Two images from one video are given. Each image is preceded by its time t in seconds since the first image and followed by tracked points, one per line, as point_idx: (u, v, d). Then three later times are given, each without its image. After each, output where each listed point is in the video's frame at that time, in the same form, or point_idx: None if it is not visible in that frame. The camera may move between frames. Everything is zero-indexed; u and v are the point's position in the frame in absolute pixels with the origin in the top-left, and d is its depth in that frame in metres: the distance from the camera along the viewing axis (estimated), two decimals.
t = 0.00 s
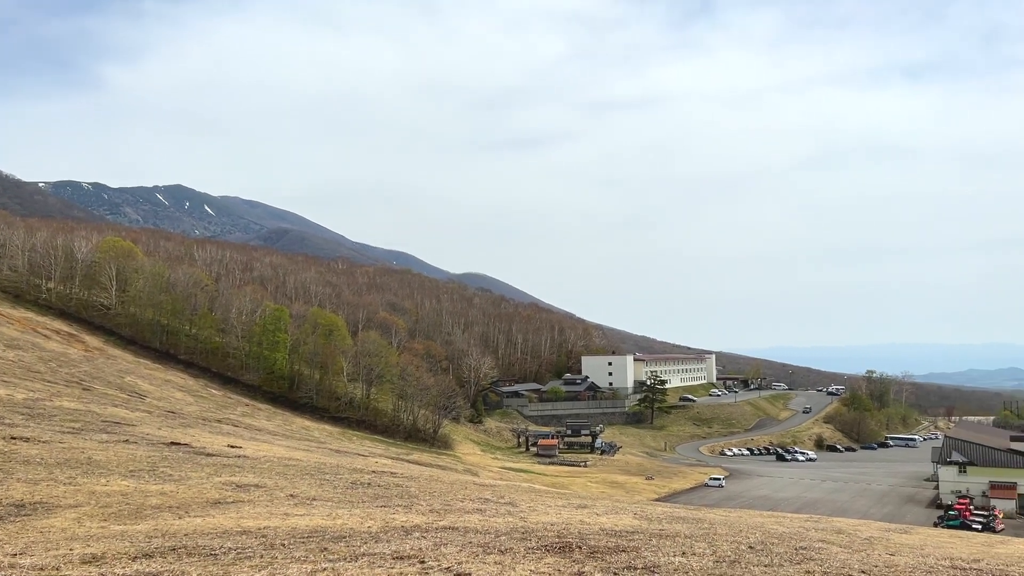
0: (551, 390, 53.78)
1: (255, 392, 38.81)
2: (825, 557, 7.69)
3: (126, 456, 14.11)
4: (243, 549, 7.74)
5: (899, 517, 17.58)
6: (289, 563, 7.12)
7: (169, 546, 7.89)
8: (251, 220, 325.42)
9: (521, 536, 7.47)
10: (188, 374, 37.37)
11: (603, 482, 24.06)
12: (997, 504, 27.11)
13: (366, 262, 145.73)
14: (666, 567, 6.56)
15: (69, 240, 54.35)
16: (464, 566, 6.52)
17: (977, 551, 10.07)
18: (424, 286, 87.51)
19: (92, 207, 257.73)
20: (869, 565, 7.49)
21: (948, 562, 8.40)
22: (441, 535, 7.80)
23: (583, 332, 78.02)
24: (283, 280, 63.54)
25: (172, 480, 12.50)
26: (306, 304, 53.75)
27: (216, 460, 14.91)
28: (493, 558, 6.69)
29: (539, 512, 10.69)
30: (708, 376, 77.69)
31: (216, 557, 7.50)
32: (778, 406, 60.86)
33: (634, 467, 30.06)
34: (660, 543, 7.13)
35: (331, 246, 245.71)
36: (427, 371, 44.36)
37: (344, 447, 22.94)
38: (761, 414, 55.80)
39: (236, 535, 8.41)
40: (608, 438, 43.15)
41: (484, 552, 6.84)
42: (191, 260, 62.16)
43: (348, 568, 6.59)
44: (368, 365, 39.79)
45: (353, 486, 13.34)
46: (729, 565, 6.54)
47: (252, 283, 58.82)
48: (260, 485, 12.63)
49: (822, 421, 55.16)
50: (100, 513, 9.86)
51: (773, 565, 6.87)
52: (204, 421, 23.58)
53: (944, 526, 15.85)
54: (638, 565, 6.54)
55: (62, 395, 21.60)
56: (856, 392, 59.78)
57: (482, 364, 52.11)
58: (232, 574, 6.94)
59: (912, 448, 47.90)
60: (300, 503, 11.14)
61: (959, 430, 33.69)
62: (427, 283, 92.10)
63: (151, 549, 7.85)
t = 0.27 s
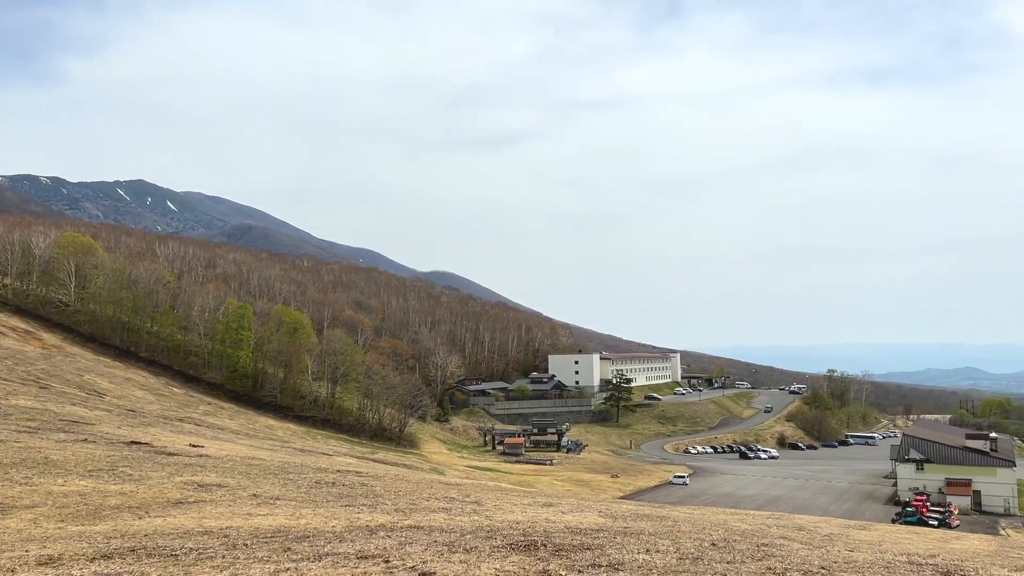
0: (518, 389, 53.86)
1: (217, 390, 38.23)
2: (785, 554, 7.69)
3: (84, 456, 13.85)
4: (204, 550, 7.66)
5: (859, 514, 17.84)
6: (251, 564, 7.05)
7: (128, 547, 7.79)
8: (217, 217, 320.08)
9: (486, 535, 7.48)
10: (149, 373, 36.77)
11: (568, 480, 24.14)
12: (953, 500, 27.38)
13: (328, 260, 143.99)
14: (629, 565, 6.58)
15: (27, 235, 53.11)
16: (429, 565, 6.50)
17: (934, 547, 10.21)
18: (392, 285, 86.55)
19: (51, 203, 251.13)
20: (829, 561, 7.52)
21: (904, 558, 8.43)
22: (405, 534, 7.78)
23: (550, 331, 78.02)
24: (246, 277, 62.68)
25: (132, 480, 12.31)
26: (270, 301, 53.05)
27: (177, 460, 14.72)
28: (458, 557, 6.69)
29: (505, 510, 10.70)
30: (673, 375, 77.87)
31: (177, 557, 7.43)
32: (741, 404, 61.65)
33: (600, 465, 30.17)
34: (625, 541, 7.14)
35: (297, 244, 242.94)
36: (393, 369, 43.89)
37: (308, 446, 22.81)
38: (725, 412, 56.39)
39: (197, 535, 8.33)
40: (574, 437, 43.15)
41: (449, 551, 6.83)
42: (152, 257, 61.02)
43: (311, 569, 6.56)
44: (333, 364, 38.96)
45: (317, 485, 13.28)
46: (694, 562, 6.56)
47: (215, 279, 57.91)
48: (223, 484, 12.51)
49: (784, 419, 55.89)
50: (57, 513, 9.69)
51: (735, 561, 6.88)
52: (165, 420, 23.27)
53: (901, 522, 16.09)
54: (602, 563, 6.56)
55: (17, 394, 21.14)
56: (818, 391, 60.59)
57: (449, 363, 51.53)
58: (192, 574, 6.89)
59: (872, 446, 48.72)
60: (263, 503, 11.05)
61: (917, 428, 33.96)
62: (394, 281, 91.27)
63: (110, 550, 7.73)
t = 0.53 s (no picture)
0: (482, 388, 53.83)
1: (175, 388, 37.59)
2: (744, 550, 7.60)
3: (36, 456, 13.55)
4: (160, 550, 7.57)
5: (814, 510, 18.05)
6: (209, 564, 6.98)
7: (82, 549, 7.65)
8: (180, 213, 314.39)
9: (448, 533, 7.49)
10: (104, 371, 36.02)
11: (532, 478, 24.17)
12: (907, 496, 27.78)
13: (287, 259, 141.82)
14: (590, 562, 6.61)
15: None
16: (390, 564, 6.49)
17: (890, 541, 10.32)
18: (355, 283, 85.42)
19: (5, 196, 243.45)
20: (787, 555, 7.51)
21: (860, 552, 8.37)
22: (366, 534, 7.78)
23: (515, 330, 78.01)
24: (206, 274, 61.76)
25: (86, 480, 12.08)
26: (230, 298, 52.31)
27: (134, 459, 14.46)
28: (419, 555, 6.68)
29: (467, 509, 10.72)
30: (636, 373, 78.62)
31: (132, 557, 7.34)
32: (702, 403, 62.44)
33: (563, 464, 30.22)
34: (586, 537, 7.17)
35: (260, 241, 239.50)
36: (355, 368, 44.13)
37: (269, 445, 22.63)
38: (686, 410, 57.08)
39: (153, 535, 8.25)
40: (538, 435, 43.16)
41: (411, 549, 6.82)
42: (109, 253, 59.63)
43: (271, 569, 6.52)
44: (294, 362, 38.96)
45: (278, 485, 13.19)
46: (654, 558, 6.58)
47: (173, 276, 56.88)
48: (181, 484, 12.38)
49: (744, 418, 56.66)
50: (9, 514, 9.48)
51: (695, 557, 6.83)
52: (121, 419, 22.89)
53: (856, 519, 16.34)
54: (563, 560, 6.58)
55: None
56: (777, 390, 61.60)
57: (413, 362, 51.44)
58: None
59: (829, 443, 49.42)
60: (221, 502, 10.94)
61: (874, 426, 34.33)
62: (357, 279, 90.22)
63: (63, 551, 7.59)
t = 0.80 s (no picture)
0: (443, 385, 53.35)
1: (129, 386, 36.64)
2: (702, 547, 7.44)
3: None
4: (113, 551, 7.44)
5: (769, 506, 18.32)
6: (163, 565, 6.88)
7: (32, 551, 7.48)
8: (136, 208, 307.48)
9: (408, 532, 7.48)
10: (55, 369, 35.03)
11: (492, 476, 24.18)
12: (859, 492, 27.70)
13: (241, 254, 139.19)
14: (549, 558, 6.63)
15: None
16: (348, 564, 6.45)
17: (843, 537, 10.24)
18: (313, 280, 83.78)
19: None
20: (742, 550, 7.45)
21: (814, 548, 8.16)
22: (325, 534, 7.75)
23: (475, 329, 77.80)
24: (161, 270, 60.54)
25: (35, 480, 11.81)
26: (186, 295, 51.31)
27: (84, 459, 14.14)
28: (377, 554, 6.66)
29: (426, 507, 10.73)
30: (596, 371, 78.94)
31: (83, 559, 7.19)
32: (661, 400, 63.18)
33: (523, 461, 30.19)
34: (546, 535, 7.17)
35: (218, 237, 234.91)
36: (313, 366, 43.73)
37: (225, 445, 22.35)
38: (645, 408, 57.69)
39: (106, 536, 8.11)
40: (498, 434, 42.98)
41: (369, 549, 6.79)
42: (61, 247, 57.93)
43: (226, 569, 6.45)
44: (252, 360, 37.64)
45: (234, 484, 13.08)
46: (613, 554, 6.57)
47: (128, 272, 55.57)
48: (135, 484, 12.19)
49: (701, 414, 57.35)
50: None
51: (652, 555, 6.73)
52: (72, 418, 22.41)
53: (810, 515, 16.52)
54: (522, 558, 6.60)
55: None
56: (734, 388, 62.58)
57: (374, 359, 50.95)
58: None
59: (784, 440, 50.40)
60: (176, 502, 10.80)
61: (828, 424, 34.51)
62: (316, 276, 88.79)
63: (12, 552, 7.41)
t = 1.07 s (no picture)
0: (401, 383, 52.31)
1: (78, 384, 35.50)
2: (657, 542, 7.29)
3: None
4: (61, 553, 7.28)
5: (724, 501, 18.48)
6: (112, 566, 6.75)
7: None
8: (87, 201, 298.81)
9: (364, 531, 7.45)
10: None
11: (450, 474, 24.05)
12: (812, 487, 27.73)
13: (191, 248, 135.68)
14: (507, 556, 6.64)
15: None
16: (304, 563, 6.41)
17: (796, 532, 10.16)
18: (270, 275, 81.65)
19: None
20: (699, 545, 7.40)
21: (767, 542, 7.83)
22: (280, 533, 7.69)
23: (435, 326, 77.14)
24: (112, 265, 59.06)
25: None
26: (138, 291, 50.08)
27: (31, 459, 13.77)
28: (332, 553, 6.62)
29: (383, 505, 10.69)
30: (555, 368, 78.78)
31: (30, 560, 7.02)
32: (620, 397, 63.70)
33: (482, 459, 29.97)
34: (504, 532, 7.16)
35: (173, 232, 229.39)
36: (269, 364, 43.15)
37: (178, 443, 21.99)
38: (603, 405, 58.10)
39: (54, 538, 7.94)
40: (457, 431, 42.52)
41: (324, 548, 6.75)
42: (7, 241, 55.93)
43: (178, 569, 6.37)
44: (206, 357, 36.94)
45: (187, 483, 12.91)
46: (569, 551, 6.56)
47: (77, 267, 54.05)
48: (83, 484, 11.94)
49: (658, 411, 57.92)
50: None
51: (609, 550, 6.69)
52: (17, 417, 21.84)
53: (765, 509, 16.60)
54: (480, 555, 6.60)
55: None
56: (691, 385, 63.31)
57: (331, 356, 50.04)
58: None
59: (739, 436, 51.22)
60: (127, 502, 10.61)
61: (782, 420, 34.58)
62: (271, 271, 86.50)
63: None
